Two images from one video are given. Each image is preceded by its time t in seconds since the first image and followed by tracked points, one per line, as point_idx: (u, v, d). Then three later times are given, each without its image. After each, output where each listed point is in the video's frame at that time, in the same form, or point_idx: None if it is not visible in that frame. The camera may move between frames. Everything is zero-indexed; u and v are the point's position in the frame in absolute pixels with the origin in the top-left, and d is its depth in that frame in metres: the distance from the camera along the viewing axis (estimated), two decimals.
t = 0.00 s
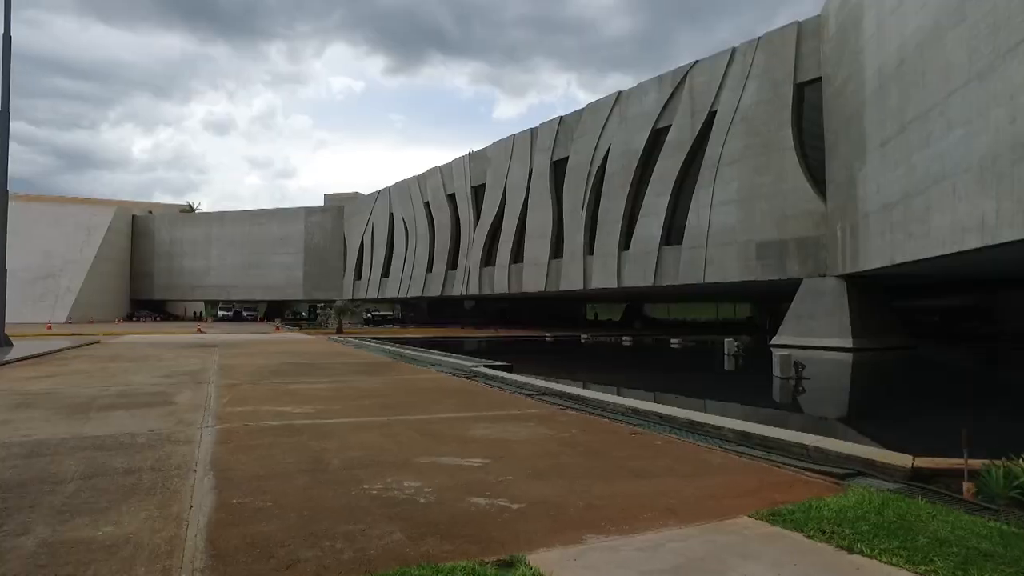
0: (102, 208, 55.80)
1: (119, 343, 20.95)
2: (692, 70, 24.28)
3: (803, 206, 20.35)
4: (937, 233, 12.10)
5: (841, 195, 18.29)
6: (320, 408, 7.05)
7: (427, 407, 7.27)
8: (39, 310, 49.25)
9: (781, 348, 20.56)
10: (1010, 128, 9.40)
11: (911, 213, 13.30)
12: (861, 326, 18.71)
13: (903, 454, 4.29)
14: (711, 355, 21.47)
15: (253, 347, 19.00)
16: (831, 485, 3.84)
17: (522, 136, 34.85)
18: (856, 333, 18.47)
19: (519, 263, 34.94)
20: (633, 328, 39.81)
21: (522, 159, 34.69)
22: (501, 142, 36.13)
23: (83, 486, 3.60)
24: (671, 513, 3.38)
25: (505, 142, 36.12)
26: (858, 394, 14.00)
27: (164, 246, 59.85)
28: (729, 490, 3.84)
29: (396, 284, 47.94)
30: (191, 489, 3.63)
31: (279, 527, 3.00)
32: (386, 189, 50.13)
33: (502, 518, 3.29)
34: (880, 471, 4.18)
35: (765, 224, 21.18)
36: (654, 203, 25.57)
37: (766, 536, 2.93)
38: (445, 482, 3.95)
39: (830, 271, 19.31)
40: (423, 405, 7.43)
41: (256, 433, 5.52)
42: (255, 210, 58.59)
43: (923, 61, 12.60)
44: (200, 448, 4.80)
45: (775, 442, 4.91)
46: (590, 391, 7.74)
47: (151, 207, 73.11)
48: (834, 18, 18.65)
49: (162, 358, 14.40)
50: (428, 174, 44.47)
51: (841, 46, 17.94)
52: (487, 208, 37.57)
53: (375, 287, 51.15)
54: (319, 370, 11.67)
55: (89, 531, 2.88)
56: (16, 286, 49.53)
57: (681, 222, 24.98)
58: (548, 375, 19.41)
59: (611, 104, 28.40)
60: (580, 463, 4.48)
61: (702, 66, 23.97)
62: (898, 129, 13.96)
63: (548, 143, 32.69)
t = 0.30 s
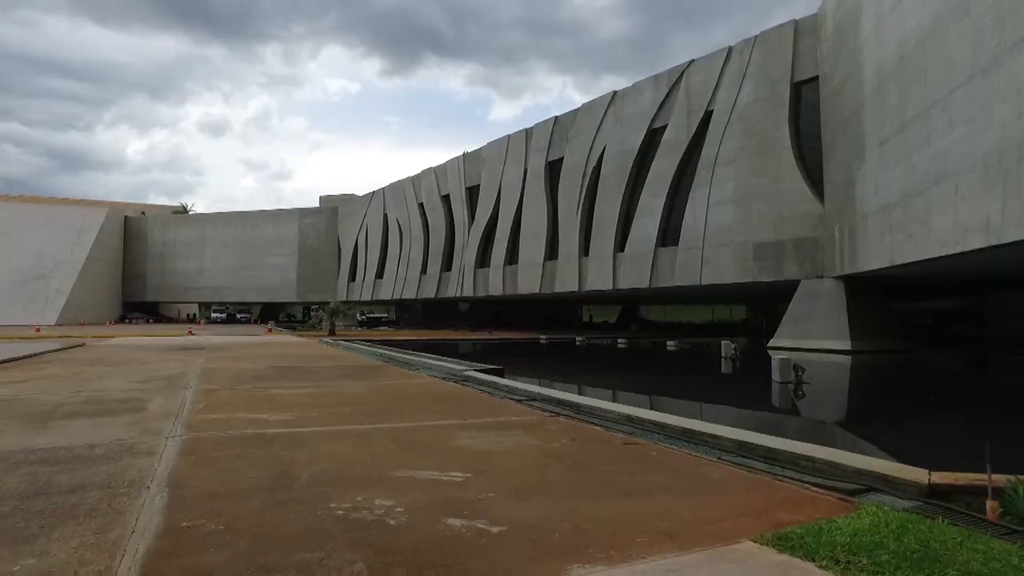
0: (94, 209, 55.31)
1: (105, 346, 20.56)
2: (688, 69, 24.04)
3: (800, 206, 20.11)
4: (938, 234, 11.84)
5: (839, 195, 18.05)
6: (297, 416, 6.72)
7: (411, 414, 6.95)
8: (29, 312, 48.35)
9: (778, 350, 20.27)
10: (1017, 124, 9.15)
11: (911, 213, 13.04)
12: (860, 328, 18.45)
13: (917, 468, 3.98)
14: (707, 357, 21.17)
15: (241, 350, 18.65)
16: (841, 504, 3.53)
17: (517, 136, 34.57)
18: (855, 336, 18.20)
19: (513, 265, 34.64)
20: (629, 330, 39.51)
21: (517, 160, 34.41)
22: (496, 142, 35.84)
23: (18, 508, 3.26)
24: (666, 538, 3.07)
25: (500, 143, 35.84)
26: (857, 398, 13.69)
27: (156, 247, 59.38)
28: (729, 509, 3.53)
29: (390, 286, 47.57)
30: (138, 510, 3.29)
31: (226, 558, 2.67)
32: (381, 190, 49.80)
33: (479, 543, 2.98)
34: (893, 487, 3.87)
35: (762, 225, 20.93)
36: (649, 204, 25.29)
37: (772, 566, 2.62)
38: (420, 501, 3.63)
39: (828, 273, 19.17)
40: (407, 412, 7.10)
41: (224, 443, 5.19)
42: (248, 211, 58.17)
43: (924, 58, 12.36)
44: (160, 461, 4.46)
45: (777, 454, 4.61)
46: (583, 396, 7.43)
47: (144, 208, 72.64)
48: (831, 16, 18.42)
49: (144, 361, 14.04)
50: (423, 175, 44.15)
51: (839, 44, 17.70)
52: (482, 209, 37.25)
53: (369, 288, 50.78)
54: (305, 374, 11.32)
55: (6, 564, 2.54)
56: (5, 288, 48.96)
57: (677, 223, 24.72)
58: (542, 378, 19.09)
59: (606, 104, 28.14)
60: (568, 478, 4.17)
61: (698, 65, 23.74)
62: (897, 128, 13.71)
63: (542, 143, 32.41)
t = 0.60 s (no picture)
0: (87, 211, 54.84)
1: (91, 349, 20.20)
2: (685, 69, 23.79)
3: (798, 208, 19.87)
4: (941, 235, 11.57)
5: (838, 196, 17.80)
6: (275, 425, 6.38)
7: (395, 423, 6.63)
8: (21, 314, 47.51)
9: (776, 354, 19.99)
10: None
11: (913, 214, 12.77)
12: (859, 331, 18.19)
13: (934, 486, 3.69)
14: (704, 361, 20.88)
15: (229, 354, 18.27)
16: (855, 526, 3.22)
17: (513, 138, 34.31)
18: (855, 339, 17.97)
19: (509, 267, 34.33)
20: (625, 333, 39.24)
21: (513, 161, 34.12)
22: (492, 143, 35.56)
23: None
24: (663, 568, 2.75)
25: (495, 144, 35.57)
26: (857, 401, 13.42)
27: (150, 249, 58.92)
28: (732, 532, 3.22)
29: (385, 288, 47.21)
30: (74, 537, 2.94)
31: None
32: (376, 192, 49.49)
33: None
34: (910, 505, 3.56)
35: (760, 226, 20.67)
36: (646, 206, 25.01)
37: None
38: (392, 523, 3.31)
39: (827, 276, 18.93)
40: (392, 420, 6.78)
41: (191, 454, 4.85)
42: (243, 213, 57.76)
43: (925, 55, 12.11)
44: (115, 476, 4.10)
45: (782, 468, 4.30)
46: (575, 403, 7.13)
47: (138, 210, 72.16)
48: (830, 15, 18.20)
49: (128, 366, 13.66)
50: (418, 176, 43.86)
51: (838, 43, 17.47)
52: (477, 211, 36.95)
53: (364, 291, 50.42)
54: (291, 380, 10.99)
55: None
56: None
57: (674, 225, 24.45)
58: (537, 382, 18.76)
59: (602, 105, 27.87)
60: (556, 496, 3.84)
61: (695, 65, 23.52)
62: (898, 127, 13.46)
63: (538, 145, 32.15)
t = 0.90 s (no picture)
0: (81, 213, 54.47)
1: (79, 352, 19.86)
2: (683, 69, 23.54)
3: (797, 209, 19.60)
4: (946, 235, 11.29)
5: (838, 198, 17.53)
6: (252, 433, 6.03)
7: (379, 432, 6.30)
8: (13, 317, 47.09)
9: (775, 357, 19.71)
10: None
11: (916, 214, 12.49)
12: (859, 334, 17.91)
13: (957, 507, 3.40)
14: (702, 364, 20.59)
15: (219, 357, 17.93)
16: (874, 552, 2.93)
17: (509, 139, 34.04)
18: (856, 343, 17.69)
19: (505, 269, 34.05)
20: (622, 337, 38.92)
21: (509, 163, 33.86)
22: (488, 144, 35.30)
23: None
24: None
25: (492, 145, 35.29)
26: (857, 406, 13.13)
27: (145, 252, 58.55)
28: (738, 559, 2.90)
29: (381, 291, 46.88)
30: None
31: None
32: (372, 194, 49.20)
33: None
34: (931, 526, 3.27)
35: (759, 228, 20.38)
36: (643, 207, 24.74)
37: None
38: (361, 549, 2.98)
39: (826, 278, 18.66)
40: (376, 429, 6.43)
41: (155, 466, 4.51)
42: (238, 215, 57.40)
43: (929, 52, 11.86)
44: (65, 492, 3.75)
45: (789, 484, 4.00)
46: (569, 411, 6.81)
47: (133, 213, 71.81)
48: (829, 14, 17.97)
49: (112, 370, 13.32)
50: (414, 178, 43.56)
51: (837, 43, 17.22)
52: (473, 213, 36.65)
53: (360, 294, 50.07)
54: (277, 385, 10.63)
55: None
56: None
57: (672, 227, 24.16)
58: (532, 386, 18.44)
59: (599, 105, 27.62)
60: (545, 516, 3.52)
61: (692, 65, 23.26)
62: (900, 125, 13.20)
63: (535, 146, 31.87)
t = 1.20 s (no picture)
0: (75, 215, 54.06)
1: (66, 356, 19.49)
2: (681, 70, 23.30)
3: (797, 211, 19.34)
4: (951, 236, 11.02)
5: (839, 199, 17.26)
6: (227, 443, 5.68)
7: (363, 441, 5.97)
8: (5, 320, 46.63)
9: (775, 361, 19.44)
10: None
11: (919, 215, 12.22)
12: (861, 337, 17.63)
13: (985, 530, 3.12)
14: (701, 368, 20.28)
15: (209, 361, 17.56)
16: None
17: (506, 140, 33.77)
18: (857, 346, 17.42)
19: (501, 272, 33.75)
20: (619, 340, 38.60)
21: (505, 164, 33.57)
22: (484, 146, 35.03)
23: None
24: None
25: (488, 147, 35.02)
26: (858, 410, 12.84)
27: (140, 254, 58.13)
28: None
29: (377, 294, 46.55)
30: None
31: None
32: (368, 197, 48.91)
33: None
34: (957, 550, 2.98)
35: (758, 229, 20.10)
36: (641, 209, 24.47)
37: None
38: None
39: (827, 280, 18.39)
40: (359, 438, 6.09)
41: (114, 479, 4.17)
42: (234, 218, 57.03)
43: (932, 49, 11.60)
44: (7, 512, 3.41)
45: (798, 500, 3.70)
46: (563, 418, 6.52)
47: (128, 215, 71.44)
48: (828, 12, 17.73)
49: (95, 374, 12.95)
50: (410, 180, 43.27)
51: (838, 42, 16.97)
52: (470, 215, 36.35)
53: (356, 297, 49.72)
54: (263, 390, 10.28)
55: None
56: None
57: (670, 229, 23.89)
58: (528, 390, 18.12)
59: (597, 106, 27.37)
60: (533, 538, 3.20)
61: (691, 65, 23.02)
62: (903, 124, 12.93)
63: (531, 148, 31.61)
